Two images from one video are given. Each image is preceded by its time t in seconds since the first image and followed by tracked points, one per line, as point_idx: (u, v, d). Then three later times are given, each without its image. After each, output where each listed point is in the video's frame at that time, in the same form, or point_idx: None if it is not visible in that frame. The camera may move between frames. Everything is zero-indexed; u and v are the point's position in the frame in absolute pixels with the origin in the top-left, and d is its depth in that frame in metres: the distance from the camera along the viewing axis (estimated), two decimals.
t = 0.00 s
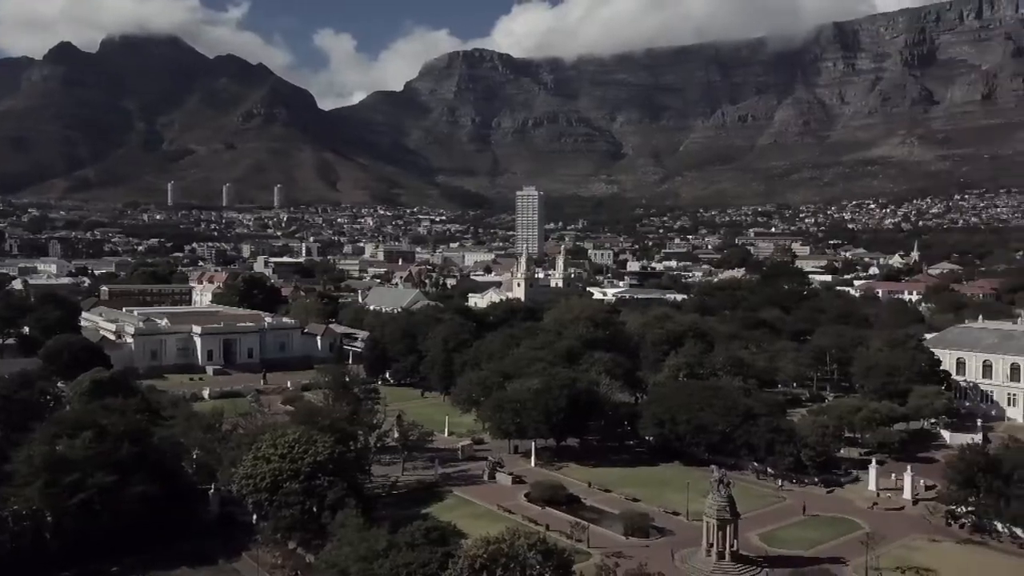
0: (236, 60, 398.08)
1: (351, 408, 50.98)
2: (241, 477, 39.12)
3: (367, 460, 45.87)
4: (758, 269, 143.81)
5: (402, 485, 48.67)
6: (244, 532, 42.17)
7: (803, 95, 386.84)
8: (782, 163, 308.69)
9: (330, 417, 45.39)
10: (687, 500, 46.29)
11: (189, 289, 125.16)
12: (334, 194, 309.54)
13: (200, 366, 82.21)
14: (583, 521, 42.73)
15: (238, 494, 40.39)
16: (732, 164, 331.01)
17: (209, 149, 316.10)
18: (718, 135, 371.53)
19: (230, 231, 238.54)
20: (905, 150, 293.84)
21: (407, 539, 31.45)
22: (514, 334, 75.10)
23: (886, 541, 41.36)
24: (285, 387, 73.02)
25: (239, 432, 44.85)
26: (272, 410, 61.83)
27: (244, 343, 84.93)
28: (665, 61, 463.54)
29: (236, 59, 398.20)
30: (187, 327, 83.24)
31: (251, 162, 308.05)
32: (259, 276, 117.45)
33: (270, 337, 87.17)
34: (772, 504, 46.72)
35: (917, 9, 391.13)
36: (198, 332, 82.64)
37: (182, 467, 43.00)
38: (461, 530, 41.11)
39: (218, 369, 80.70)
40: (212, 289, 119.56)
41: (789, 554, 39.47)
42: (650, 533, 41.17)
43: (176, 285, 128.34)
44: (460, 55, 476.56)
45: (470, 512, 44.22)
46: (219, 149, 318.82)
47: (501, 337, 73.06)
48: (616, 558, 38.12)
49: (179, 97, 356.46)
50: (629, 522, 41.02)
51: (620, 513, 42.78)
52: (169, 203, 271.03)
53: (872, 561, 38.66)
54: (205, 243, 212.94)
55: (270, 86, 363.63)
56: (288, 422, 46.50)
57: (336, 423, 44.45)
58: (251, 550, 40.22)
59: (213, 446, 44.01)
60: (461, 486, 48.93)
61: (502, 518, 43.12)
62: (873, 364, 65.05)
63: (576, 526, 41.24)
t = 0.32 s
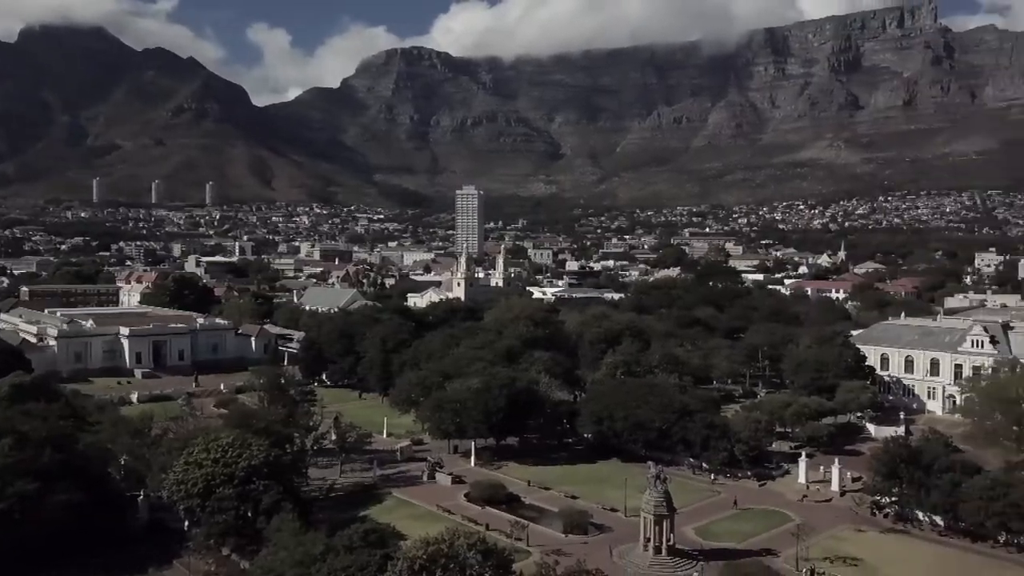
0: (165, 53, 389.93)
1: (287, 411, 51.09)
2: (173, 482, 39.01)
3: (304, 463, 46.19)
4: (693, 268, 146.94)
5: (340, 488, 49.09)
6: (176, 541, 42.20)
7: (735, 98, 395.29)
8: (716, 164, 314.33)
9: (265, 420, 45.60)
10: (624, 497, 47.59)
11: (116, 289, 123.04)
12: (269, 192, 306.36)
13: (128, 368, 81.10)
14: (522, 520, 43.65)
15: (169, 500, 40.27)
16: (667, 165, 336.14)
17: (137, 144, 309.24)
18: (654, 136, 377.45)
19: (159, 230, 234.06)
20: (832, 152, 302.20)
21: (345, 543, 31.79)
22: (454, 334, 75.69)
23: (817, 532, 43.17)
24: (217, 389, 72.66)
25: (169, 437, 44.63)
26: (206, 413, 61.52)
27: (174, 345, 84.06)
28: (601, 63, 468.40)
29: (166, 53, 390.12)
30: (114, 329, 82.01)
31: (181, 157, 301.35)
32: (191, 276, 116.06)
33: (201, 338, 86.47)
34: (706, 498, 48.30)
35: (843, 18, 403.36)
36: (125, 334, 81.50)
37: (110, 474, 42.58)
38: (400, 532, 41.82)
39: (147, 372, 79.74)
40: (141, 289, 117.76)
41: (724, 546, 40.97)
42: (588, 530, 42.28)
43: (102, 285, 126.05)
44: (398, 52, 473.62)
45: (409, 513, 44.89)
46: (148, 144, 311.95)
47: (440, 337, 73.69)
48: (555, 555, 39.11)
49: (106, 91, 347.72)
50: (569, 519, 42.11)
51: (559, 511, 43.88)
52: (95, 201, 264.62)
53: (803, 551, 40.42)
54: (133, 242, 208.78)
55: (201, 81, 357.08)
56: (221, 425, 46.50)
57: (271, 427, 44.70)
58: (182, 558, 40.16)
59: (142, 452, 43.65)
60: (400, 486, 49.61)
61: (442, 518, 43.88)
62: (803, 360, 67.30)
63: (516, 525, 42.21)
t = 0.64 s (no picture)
0: (94, 45, 380.11)
1: (223, 415, 50.82)
2: (101, 490, 38.43)
3: (240, 467, 46.12)
4: (632, 267, 149.31)
5: (278, 492, 49.06)
6: (106, 549, 41.71)
7: (673, 100, 401.81)
8: (655, 166, 318.83)
9: (200, 423, 45.32)
10: (566, 495, 48.50)
11: (43, 290, 120.28)
12: (203, 190, 301.11)
13: (54, 372, 79.07)
14: (464, 520, 44.13)
15: (98, 508, 39.67)
16: (607, 166, 340.00)
17: (64, 139, 300.87)
18: (594, 137, 381.62)
19: (88, 228, 228.46)
20: (766, 155, 309.88)
21: (283, 549, 31.85)
22: (395, 334, 75.91)
23: (752, 525, 44.56)
24: (150, 393, 71.82)
25: (98, 444, 44.09)
26: (138, 418, 60.73)
27: (104, 347, 82.45)
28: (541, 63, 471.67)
29: (95, 45, 380.31)
30: (39, 332, 79.93)
31: (111, 153, 294.47)
32: (120, 276, 114.14)
33: (132, 340, 85.12)
34: (645, 495, 49.41)
35: (777, 24, 413.61)
36: (51, 337, 79.47)
37: (36, 482, 41.56)
38: (341, 534, 42.04)
39: (74, 375, 78.08)
40: (69, 289, 115.26)
41: (664, 542, 42.00)
42: (530, 529, 42.96)
43: (26, 286, 122.99)
44: (337, 49, 465.28)
45: (351, 516, 45.10)
46: (75, 139, 303.66)
47: (381, 337, 73.99)
48: (497, 555, 39.68)
49: (30, 83, 337.61)
50: (511, 519, 42.72)
51: (501, 511, 44.63)
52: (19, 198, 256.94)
53: (740, 544, 41.75)
54: (60, 241, 203.48)
55: (132, 74, 349.10)
56: (155, 429, 46.00)
57: (206, 431, 44.51)
58: (112, 567, 39.66)
59: (69, 458, 43.09)
60: (341, 489, 49.85)
61: (383, 520, 44.21)
62: (739, 357, 69.06)
63: (458, 525, 42.63)
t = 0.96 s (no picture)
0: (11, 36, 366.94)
1: (150, 419, 50.26)
2: (19, 498, 37.64)
3: (168, 473, 45.74)
4: (568, 267, 150.87)
5: (209, 497, 48.76)
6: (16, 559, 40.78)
7: (608, 101, 406.72)
8: (590, 166, 322.26)
9: (125, 428, 44.93)
10: (502, 493, 49.26)
11: None
12: (128, 186, 293.45)
13: None
14: (401, 521, 44.54)
15: (15, 517, 38.86)
16: (543, 165, 342.61)
17: None
18: (530, 137, 383.86)
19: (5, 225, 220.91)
20: (698, 156, 316.13)
21: (214, 555, 31.91)
22: (329, 334, 75.88)
23: (685, 519, 45.89)
24: (72, 397, 70.43)
25: (16, 450, 43.20)
26: (60, 423, 59.48)
27: (20, 350, 77.64)
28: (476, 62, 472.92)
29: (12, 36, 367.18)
30: None
31: (28, 148, 283.95)
32: (39, 276, 111.50)
33: (53, 343, 81.27)
34: (580, 492, 50.42)
35: (709, 28, 420.03)
36: None
37: None
38: (277, 538, 42.04)
39: None
40: None
41: (601, 538, 42.94)
42: (466, 528, 43.58)
43: None
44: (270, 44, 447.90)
45: (285, 519, 45.16)
46: None
47: (314, 337, 73.90)
48: (434, 555, 40.06)
49: None
50: (448, 518, 43.24)
51: (437, 511, 45.14)
52: None
53: (673, 538, 43.00)
54: None
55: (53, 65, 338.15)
56: (76, 436, 45.50)
57: (133, 435, 44.17)
58: None
59: None
60: (275, 492, 49.81)
61: (318, 524, 44.32)
62: (672, 355, 70.69)
63: (394, 527, 42.98)
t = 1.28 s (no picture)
0: None
1: (78, 425, 49.30)
2: None
3: (98, 479, 45.05)
4: (510, 267, 151.45)
5: (142, 503, 48.11)
6: None
7: (549, 101, 408.60)
8: (531, 166, 323.96)
9: (51, 434, 44.13)
10: (444, 494, 49.60)
11: None
12: (55, 183, 284.31)
13: None
14: (342, 524, 44.55)
15: None
16: (485, 165, 343.12)
17: None
18: (471, 136, 384.23)
19: None
20: (637, 158, 320.07)
21: (145, 564, 31.74)
22: (268, 336, 75.35)
23: (625, 515, 46.78)
24: None
25: None
26: None
27: None
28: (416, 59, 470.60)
29: None
30: None
31: None
32: None
33: None
34: (521, 490, 51.02)
35: (648, 30, 424.14)
36: None
37: None
38: (213, 544, 41.71)
39: None
40: None
41: (542, 536, 43.50)
42: (409, 529, 43.81)
43: None
44: (205, 37, 421.83)
45: (223, 524, 44.85)
46: None
47: (252, 338, 73.34)
48: (375, 557, 40.23)
49: None
50: (388, 520, 43.39)
51: (379, 513, 45.27)
52: None
53: (613, 534, 43.76)
54: None
55: None
56: None
57: (59, 442, 43.41)
58: None
59: None
60: (211, 498, 49.38)
61: (257, 528, 44.11)
62: (613, 353, 71.69)
63: (336, 531, 42.98)
